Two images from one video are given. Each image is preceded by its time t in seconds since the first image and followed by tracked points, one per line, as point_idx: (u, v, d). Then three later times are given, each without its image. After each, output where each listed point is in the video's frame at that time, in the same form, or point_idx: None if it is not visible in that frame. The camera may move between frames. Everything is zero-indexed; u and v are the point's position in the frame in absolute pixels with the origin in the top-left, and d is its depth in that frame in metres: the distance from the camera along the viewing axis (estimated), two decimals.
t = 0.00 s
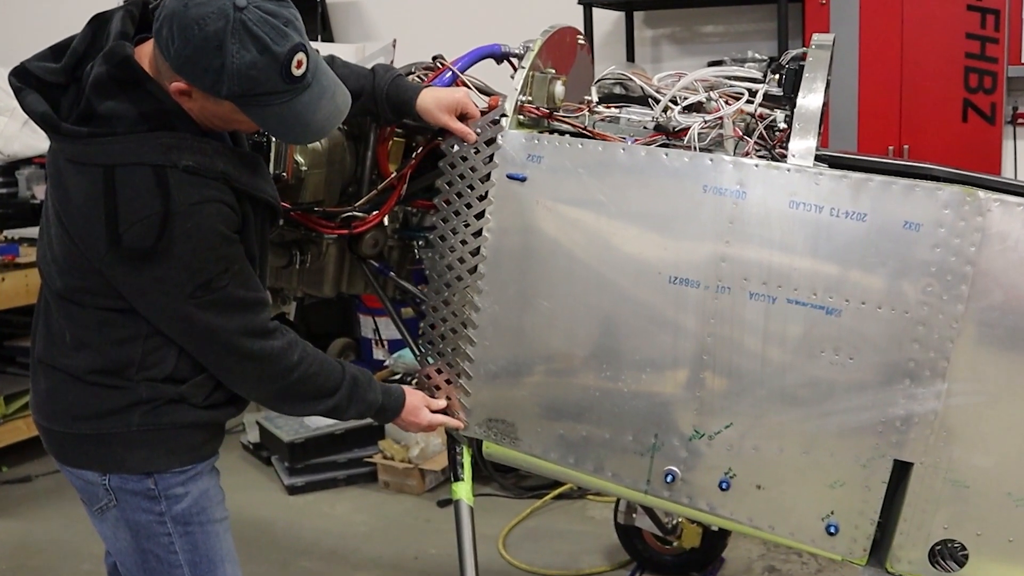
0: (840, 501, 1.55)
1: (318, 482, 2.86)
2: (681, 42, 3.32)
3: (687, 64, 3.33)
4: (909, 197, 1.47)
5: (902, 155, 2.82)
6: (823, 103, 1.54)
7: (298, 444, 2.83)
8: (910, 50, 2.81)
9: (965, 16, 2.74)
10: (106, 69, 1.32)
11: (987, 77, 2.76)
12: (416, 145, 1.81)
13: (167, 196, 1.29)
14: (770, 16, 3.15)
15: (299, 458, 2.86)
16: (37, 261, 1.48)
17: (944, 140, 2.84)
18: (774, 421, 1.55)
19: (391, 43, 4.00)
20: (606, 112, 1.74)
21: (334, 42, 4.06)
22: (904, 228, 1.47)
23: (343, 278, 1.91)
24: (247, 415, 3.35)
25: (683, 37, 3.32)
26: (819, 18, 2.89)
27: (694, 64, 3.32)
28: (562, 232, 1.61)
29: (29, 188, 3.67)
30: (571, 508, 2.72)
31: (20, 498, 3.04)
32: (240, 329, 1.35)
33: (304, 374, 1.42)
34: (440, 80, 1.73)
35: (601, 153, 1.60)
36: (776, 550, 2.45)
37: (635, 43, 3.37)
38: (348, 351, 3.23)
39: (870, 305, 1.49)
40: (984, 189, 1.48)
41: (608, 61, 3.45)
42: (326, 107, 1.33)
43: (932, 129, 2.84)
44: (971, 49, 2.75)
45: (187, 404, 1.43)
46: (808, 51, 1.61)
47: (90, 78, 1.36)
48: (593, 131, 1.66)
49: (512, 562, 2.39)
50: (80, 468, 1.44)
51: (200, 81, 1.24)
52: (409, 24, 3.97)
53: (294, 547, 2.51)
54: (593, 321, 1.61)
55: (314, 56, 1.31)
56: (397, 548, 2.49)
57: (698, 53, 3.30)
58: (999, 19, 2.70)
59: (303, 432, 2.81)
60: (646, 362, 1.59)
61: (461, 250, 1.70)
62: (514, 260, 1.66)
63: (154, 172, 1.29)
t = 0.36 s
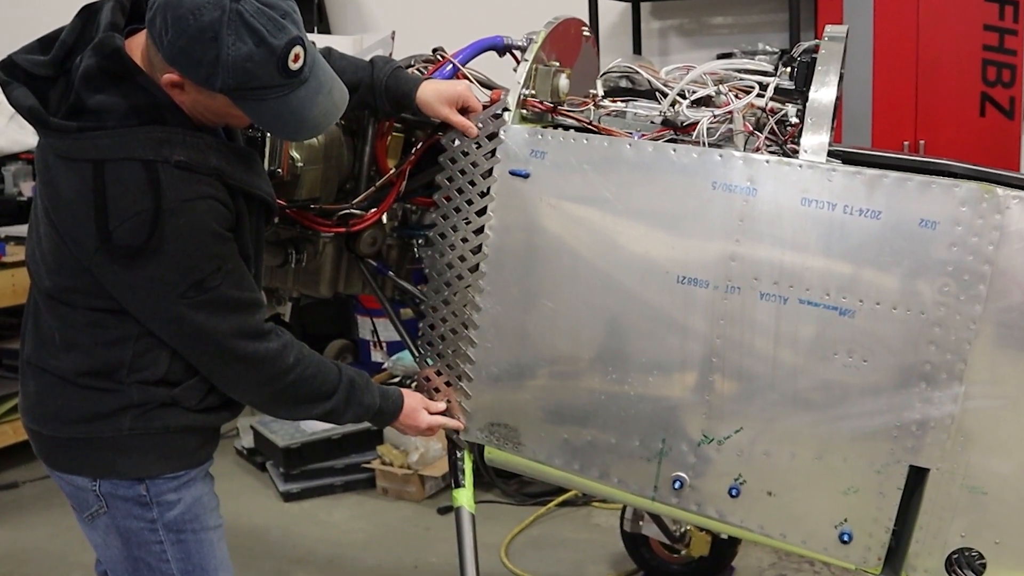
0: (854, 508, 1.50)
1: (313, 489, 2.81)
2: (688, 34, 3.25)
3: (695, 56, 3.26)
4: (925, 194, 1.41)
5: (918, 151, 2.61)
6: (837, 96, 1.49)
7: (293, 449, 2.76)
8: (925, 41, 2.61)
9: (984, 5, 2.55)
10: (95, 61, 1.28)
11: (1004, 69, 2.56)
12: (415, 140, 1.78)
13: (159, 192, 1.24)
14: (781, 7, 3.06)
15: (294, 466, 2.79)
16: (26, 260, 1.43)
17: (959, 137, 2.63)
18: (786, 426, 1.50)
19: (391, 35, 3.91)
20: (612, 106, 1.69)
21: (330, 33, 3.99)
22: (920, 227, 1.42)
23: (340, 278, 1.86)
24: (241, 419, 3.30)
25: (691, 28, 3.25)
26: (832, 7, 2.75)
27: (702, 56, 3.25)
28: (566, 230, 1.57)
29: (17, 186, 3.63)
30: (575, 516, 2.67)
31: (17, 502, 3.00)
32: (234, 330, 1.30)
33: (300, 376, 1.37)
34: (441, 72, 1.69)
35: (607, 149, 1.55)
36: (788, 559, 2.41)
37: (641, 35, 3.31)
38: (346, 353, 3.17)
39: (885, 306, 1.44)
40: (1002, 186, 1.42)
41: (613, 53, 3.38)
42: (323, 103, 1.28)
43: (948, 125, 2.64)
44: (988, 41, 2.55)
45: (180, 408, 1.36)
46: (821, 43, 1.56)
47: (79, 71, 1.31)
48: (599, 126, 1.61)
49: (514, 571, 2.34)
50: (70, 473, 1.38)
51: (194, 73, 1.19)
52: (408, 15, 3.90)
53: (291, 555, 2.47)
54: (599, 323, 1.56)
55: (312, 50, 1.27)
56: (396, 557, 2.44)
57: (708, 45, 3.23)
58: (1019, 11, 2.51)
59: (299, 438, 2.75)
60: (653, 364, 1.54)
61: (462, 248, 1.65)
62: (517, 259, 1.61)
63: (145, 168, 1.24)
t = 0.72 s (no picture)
0: (868, 515, 1.45)
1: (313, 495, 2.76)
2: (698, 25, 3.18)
3: (704, 48, 3.19)
4: (941, 191, 1.37)
5: (934, 147, 2.58)
6: (850, 90, 1.45)
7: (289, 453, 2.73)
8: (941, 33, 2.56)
9: None
10: (83, 54, 1.23)
11: None
12: (414, 135, 1.73)
13: (147, 189, 1.20)
14: None
15: (290, 470, 2.76)
16: (13, 259, 1.38)
17: (977, 131, 2.59)
18: (798, 430, 1.45)
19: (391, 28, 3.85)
20: (618, 100, 1.64)
21: (327, 24, 3.93)
22: (936, 225, 1.37)
23: (337, 278, 1.82)
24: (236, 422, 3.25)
25: (700, 20, 3.18)
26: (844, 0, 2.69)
27: (712, 49, 3.18)
28: (570, 228, 1.52)
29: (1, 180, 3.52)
30: (580, 523, 2.63)
31: (13, 505, 2.96)
32: (226, 333, 1.25)
33: (294, 379, 1.33)
34: (442, 65, 1.64)
35: (613, 144, 1.50)
36: (799, 566, 2.36)
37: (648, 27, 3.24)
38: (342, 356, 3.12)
39: (899, 306, 1.39)
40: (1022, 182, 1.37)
41: (618, 46, 3.32)
42: (314, 98, 1.24)
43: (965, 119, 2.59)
44: (1006, 33, 2.49)
45: (172, 412, 1.31)
46: (833, 35, 1.52)
47: (66, 64, 1.27)
48: (604, 121, 1.56)
49: None
50: (59, 479, 1.32)
51: (181, 66, 1.15)
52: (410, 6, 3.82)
53: (289, 563, 2.43)
54: (604, 324, 1.51)
55: (303, 44, 1.22)
56: (396, 564, 2.40)
57: (717, 37, 3.16)
58: None
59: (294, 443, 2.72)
60: (661, 367, 1.49)
61: (462, 246, 1.61)
62: (520, 258, 1.56)
63: (133, 164, 1.19)
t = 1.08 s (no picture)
0: (881, 522, 1.41)
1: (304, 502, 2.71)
2: (706, 18, 3.11)
3: (713, 41, 3.12)
4: (958, 187, 1.32)
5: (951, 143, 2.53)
6: (863, 84, 1.41)
7: (284, 459, 2.68)
8: (957, 26, 2.51)
9: None
10: (73, 48, 1.19)
11: None
12: (412, 130, 1.69)
13: (139, 189, 1.15)
14: None
15: (286, 476, 2.70)
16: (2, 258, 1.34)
17: (996, 126, 2.54)
18: (809, 434, 1.41)
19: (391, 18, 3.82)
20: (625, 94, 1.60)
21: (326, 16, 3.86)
22: (951, 223, 1.32)
23: (333, 277, 1.78)
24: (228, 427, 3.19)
25: (708, 12, 3.11)
26: None
27: (720, 41, 3.12)
28: (574, 226, 1.48)
29: None
30: (585, 530, 2.58)
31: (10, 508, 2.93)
32: (219, 337, 1.21)
33: (289, 385, 1.29)
34: (442, 59, 1.60)
35: (618, 140, 1.46)
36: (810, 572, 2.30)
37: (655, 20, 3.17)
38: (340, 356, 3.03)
39: (914, 307, 1.35)
40: None
41: (625, 37, 3.27)
42: (314, 99, 1.20)
43: (983, 114, 2.54)
44: None
45: (164, 416, 1.27)
46: (846, 28, 1.46)
47: (55, 59, 1.23)
48: (610, 116, 1.52)
49: None
50: (47, 485, 1.28)
51: (177, 64, 1.11)
52: None
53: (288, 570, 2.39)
54: (609, 325, 1.47)
55: (303, 42, 1.18)
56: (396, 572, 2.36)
57: (726, 30, 3.09)
58: None
59: (287, 449, 2.66)
60: (668, 369, 1.45)
61: (463, 247, 1.57)
62: (522, 257, 1.52)
63: (124, 163, 1.15)
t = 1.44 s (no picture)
0: (895, 529, 1.36)
1: (303, 509, 2.66)
2: (716, 10, 3.05)
3: (722, 33, 3.06)
4: (973, 184, 1.28)
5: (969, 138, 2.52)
6: (877, 77, 1.36)
7: (279, 464, 2.63)
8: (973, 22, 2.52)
9: None
10: (62, 42, 1.16)
11: None
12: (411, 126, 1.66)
13: (129, 188, 1.12)
14: None
15: (282, 481, 2.65)
16: None
17: (1012, 122, 2.53)
18: (821, 439, 1.37)
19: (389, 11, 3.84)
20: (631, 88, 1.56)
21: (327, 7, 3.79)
22: (966, 221, 1.28)
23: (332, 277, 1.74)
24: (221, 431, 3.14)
25: (718, 4, 3.05)
26: None
27: (730, 34, 3.06)
28: (578, 224, 1.44)
29: None
30: (590, 538, 2.54)
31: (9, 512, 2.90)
32: (209, 343, 1.18)
33: (282, 392, 1.25)
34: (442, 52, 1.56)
35: (624, 136, 1.42)
36: None
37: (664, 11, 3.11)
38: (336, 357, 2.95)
39: (929, 307, 1.31)
40: None
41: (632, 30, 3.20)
42: (310, 95, 1.16)
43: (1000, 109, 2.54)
44: None
45: (155, 421, 1.23)
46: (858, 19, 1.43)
47: (44, 53, 1.19)
48: (615, 111, 1.47)
49: None
50: (35, 492, 1.24)
51: (168, 59, 1.06)
52: None
53: None
54: (614, 326, 1.43)
55: (299, 36, 1.14)
56: None
57: (736, 22, 3.03)
58: None
59: (282, 454, 2.62)
60: (675, 372, 1.41)
61: (463, 246, 1.53)
62: (525, 256, 1.48)
63: (114, 161, 1.11)
